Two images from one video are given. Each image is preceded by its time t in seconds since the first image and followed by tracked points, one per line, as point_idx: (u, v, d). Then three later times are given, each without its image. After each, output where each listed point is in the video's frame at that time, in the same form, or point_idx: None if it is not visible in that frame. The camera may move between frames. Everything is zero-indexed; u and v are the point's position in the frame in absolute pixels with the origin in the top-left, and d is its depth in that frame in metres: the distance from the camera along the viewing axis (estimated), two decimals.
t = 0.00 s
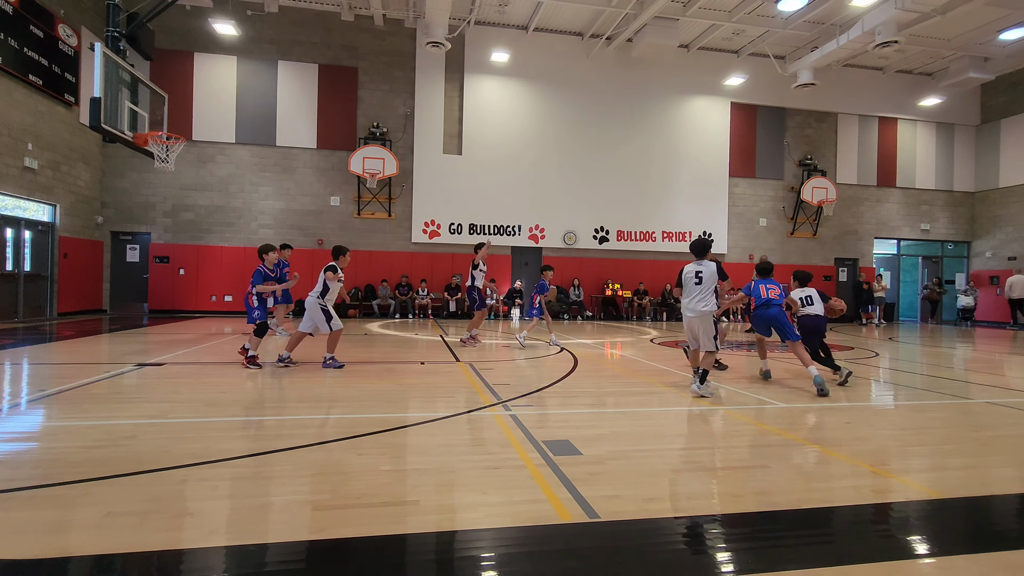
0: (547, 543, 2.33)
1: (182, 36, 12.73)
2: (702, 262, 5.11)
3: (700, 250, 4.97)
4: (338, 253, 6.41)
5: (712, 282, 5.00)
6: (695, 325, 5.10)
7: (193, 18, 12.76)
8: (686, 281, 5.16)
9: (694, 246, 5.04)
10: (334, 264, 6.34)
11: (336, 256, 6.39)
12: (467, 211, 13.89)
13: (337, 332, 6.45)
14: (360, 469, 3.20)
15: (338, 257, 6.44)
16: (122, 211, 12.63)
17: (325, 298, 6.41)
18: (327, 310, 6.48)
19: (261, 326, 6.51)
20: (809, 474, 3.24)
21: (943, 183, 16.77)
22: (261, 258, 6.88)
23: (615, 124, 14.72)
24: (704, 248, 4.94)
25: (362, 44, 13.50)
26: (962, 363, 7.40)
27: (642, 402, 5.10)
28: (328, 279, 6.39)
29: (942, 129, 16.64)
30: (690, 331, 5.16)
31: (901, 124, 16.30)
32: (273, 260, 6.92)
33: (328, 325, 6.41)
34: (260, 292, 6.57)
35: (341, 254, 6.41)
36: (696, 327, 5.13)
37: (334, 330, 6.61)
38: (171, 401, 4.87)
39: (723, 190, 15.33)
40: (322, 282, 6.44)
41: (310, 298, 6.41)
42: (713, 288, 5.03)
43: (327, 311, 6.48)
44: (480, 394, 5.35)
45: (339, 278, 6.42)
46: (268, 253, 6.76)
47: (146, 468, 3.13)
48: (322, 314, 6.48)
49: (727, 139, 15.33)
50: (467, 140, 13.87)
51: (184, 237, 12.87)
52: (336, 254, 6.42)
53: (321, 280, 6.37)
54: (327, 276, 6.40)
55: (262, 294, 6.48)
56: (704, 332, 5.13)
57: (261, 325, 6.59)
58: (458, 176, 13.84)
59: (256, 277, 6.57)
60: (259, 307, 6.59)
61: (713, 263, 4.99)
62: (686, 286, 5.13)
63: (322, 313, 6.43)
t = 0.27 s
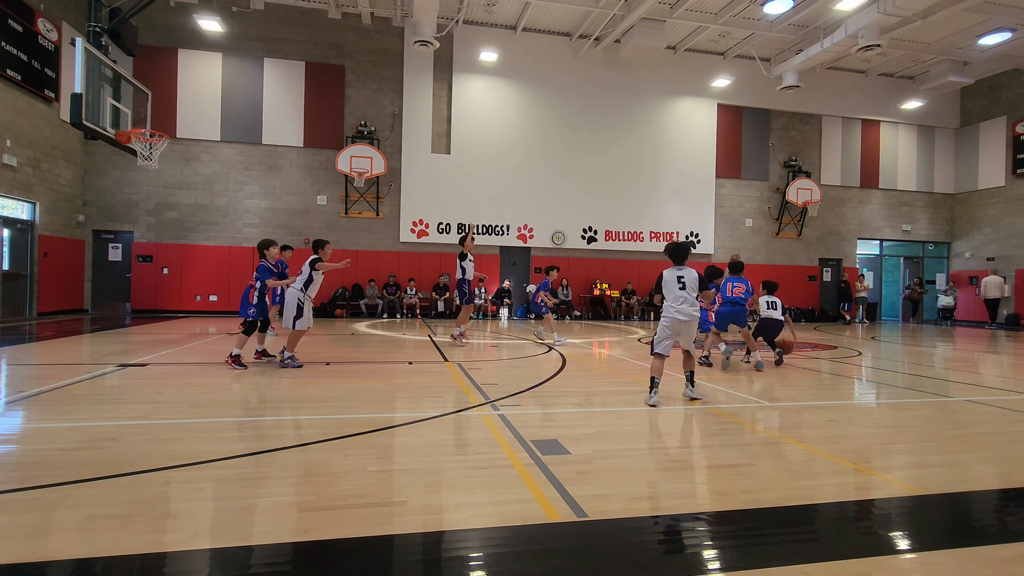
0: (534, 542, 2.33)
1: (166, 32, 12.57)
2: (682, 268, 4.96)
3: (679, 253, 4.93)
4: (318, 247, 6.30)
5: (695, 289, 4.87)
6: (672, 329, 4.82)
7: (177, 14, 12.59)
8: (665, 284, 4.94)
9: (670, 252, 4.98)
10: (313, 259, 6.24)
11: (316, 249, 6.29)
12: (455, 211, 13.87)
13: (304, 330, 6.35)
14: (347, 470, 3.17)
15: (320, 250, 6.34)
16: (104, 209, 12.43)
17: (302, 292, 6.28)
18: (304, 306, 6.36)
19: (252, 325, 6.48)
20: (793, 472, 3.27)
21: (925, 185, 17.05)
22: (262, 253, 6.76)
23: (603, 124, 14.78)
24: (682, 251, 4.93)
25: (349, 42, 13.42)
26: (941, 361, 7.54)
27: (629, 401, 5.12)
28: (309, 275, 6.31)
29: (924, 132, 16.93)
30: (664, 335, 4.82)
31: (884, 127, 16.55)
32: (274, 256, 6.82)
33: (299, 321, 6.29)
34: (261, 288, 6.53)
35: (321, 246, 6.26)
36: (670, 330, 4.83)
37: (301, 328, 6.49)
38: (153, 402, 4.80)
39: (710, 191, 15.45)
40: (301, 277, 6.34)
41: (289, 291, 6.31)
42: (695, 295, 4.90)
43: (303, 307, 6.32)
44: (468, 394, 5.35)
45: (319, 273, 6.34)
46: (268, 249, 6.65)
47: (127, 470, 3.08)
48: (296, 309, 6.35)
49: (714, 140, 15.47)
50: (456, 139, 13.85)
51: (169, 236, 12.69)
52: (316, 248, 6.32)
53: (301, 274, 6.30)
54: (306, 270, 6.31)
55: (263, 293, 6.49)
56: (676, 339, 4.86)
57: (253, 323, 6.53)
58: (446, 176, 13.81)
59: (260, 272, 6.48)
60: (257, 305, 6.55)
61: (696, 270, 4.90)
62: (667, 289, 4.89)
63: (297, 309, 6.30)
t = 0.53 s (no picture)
0: (527, 542, 2.34)
1: (156, 29, 12.44)
2: (687, 254, 4.98)
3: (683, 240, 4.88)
4: (312, 245, 6.33)
5: (703, 274, 4.91)
6: (684, 315, 4.84)
7: (167, 10, 12.47)
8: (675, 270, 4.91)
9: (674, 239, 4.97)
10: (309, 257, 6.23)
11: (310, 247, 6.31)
12: (448, 211, 13.84)
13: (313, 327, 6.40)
14: (339, 470, 3.16)
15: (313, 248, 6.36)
16: (92, 207, 12.29)
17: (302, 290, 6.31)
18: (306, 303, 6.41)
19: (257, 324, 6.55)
20: (783, 471, 3.29)
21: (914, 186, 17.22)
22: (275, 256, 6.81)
23: (596, 124, 14.81)
24: (687, 236, 4.91)
25: (342, 40, 13.35)
26: (929, 361, 7.61)
27: (622, 401, 5.13)
28: (307, 274, 6.30)
29: (913, 134, 17.09)
30: (676, 322, 4.83)
31: (874, 128, 16.71)
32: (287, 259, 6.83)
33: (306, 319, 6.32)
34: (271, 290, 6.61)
35: (315, 245, 6.27)
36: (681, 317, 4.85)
37: (308, 327, 6.51)
38: (142, 403, 4.75)
39: (702, 192, 15.52)
40: (299, 277, 6.34)
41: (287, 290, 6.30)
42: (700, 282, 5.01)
43: (305, 305, 6.38)
44: (460, 394, 5.33)
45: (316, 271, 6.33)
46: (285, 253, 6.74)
47: (116, 471, 3.05)
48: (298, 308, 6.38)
49: (706, 140, 15.54)
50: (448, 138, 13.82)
51: (158, 235, 12.58)
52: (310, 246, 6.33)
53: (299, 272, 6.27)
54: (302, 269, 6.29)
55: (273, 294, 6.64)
56: (687, 325, 4.89)
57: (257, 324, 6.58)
58: (439, 175, 13.77)
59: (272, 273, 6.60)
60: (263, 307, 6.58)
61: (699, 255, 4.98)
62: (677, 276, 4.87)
63: (301, 307, 6.34)
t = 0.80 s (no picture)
0: (524, 542, 2.33)
1: (153, 28, 12.41)
2: (719, 267, 4.98)
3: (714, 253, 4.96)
4: (320, 244, 6.42)
5: (733, 288, 4.87)
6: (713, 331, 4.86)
7: (165, 10, 12.45)
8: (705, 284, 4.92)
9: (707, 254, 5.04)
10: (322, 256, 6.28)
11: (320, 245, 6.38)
12: (446, 211, 13.84)
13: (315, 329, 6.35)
14: (336, 471, 3.15)
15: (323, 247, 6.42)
16: (89, 207, 12.26)
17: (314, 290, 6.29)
18: (315, 305, 6.35)
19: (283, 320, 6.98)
20: (781, 470, 3.30)
21: (911, 186, 17.26)
22: (286, 250, 7.10)
23: (595, 125, 14.82)
24: (718, 250, 4.96)
25: (340, 40, 13.34)
26: (927, 360, 7.63)
27: (621, 401, 5.13)
28: (319, 273, 6.33)
29: (910, 134, 17.13)
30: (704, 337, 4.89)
31: (871, 129, 16.74)
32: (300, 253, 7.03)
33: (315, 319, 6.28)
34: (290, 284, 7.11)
35: (326, 242, 6.28)
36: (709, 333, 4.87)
37: (313, 331, 6.39)
38: (140, 402, 4.74)
39: (700, 192, 15.54)
40: (311, 276, 6.36)
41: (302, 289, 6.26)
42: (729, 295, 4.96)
43: (316, 308, 6.31)
44: (458, 393, 5.32)
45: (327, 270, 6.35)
46: (296, 246, 7.06)
47: (113, 471, 3.04)
48: (309, 309, 6.32)
49: (704, 140, 15.56)
50: (447, 139, 13.82)
51: (156, 235, 12.56)
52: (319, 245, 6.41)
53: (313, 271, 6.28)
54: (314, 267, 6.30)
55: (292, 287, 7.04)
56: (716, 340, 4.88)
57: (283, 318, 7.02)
58: (437, 175, 13.76)
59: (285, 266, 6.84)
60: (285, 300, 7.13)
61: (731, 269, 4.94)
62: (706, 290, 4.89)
63: (310, 308, 6.26)
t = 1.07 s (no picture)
0: (526, 542, 2.33)
1: (158, 29, 12.47)
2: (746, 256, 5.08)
3: (739, 244, 5.04)
4: (339, 245, 6.37)
5: (760, 277, 5.01)
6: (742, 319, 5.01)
7: (170, 10, 12.51)
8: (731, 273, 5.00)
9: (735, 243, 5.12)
10: (340, 258, 6.21)
11: (338, 247, 6.36)
12: (449, 211, 13.85)
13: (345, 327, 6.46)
14: (339, 470, 3.16)
15: (341, 249, 6.39)
16: (95, 207, 12.34)
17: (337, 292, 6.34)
18: (340, 302, 6.45)
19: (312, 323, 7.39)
20: (785, 471, 3.28)
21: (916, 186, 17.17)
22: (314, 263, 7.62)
23: (598, 124, 14.80)
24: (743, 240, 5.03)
25: (344, 41, 13.37)
26: (932, 361, 7.59)
27: (624, 401, 5.12)
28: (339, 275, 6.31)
29: (916, 134, 17.05)
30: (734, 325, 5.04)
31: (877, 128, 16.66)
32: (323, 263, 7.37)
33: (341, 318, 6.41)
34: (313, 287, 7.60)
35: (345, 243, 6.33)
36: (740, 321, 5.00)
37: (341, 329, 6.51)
38: (144, 401, 4.76)
39: (704, 192, 15.50)
40: (330, 278, 6.35)
41: (322, 291, 6.34)
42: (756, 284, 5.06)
43: (341, 305, 6.45)
44: (461, 393, 5.33)
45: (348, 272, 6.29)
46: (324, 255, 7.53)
47: (117, 470, 3.06)
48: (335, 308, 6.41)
49: (708, 140, 15.51)
50: (451, 139, 13.83)
51: (161, 235, 12.62)
52: (338, 247, 6.38)
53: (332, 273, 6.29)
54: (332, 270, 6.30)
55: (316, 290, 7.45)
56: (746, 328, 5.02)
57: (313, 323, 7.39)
58: (440, 175, 13.78)
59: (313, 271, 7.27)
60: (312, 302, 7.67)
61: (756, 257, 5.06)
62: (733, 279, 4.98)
63: (337, 307, 6.36)
